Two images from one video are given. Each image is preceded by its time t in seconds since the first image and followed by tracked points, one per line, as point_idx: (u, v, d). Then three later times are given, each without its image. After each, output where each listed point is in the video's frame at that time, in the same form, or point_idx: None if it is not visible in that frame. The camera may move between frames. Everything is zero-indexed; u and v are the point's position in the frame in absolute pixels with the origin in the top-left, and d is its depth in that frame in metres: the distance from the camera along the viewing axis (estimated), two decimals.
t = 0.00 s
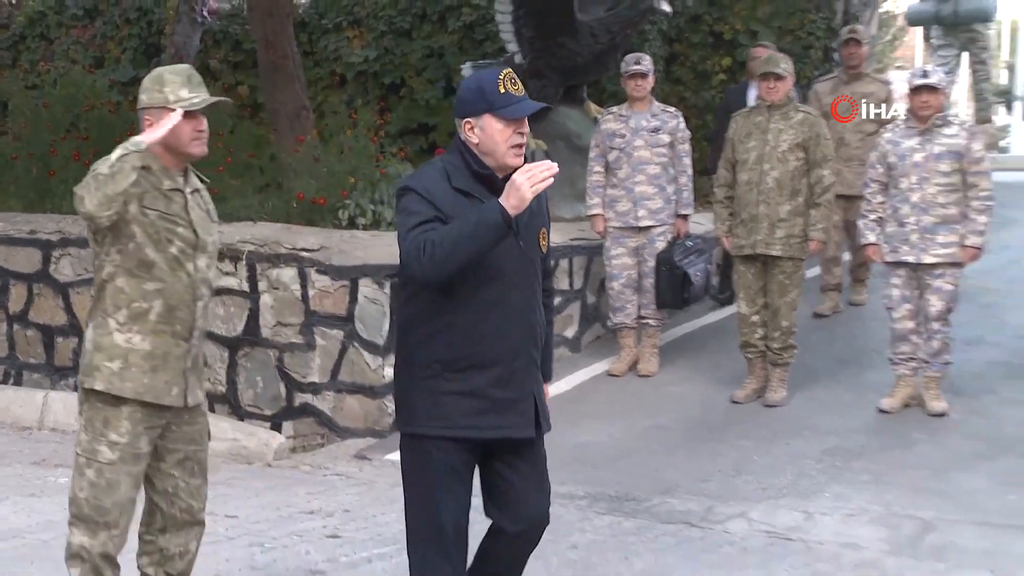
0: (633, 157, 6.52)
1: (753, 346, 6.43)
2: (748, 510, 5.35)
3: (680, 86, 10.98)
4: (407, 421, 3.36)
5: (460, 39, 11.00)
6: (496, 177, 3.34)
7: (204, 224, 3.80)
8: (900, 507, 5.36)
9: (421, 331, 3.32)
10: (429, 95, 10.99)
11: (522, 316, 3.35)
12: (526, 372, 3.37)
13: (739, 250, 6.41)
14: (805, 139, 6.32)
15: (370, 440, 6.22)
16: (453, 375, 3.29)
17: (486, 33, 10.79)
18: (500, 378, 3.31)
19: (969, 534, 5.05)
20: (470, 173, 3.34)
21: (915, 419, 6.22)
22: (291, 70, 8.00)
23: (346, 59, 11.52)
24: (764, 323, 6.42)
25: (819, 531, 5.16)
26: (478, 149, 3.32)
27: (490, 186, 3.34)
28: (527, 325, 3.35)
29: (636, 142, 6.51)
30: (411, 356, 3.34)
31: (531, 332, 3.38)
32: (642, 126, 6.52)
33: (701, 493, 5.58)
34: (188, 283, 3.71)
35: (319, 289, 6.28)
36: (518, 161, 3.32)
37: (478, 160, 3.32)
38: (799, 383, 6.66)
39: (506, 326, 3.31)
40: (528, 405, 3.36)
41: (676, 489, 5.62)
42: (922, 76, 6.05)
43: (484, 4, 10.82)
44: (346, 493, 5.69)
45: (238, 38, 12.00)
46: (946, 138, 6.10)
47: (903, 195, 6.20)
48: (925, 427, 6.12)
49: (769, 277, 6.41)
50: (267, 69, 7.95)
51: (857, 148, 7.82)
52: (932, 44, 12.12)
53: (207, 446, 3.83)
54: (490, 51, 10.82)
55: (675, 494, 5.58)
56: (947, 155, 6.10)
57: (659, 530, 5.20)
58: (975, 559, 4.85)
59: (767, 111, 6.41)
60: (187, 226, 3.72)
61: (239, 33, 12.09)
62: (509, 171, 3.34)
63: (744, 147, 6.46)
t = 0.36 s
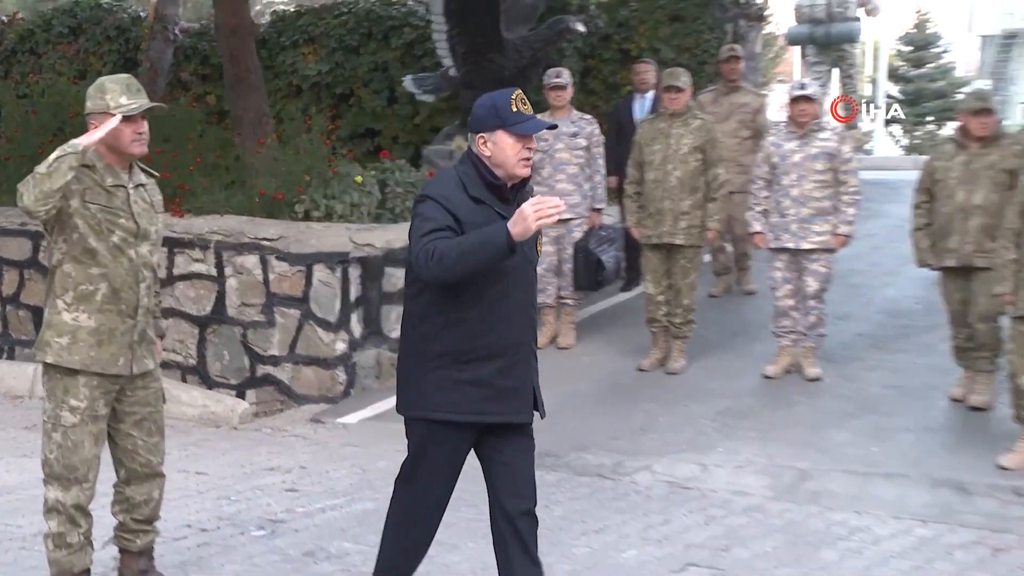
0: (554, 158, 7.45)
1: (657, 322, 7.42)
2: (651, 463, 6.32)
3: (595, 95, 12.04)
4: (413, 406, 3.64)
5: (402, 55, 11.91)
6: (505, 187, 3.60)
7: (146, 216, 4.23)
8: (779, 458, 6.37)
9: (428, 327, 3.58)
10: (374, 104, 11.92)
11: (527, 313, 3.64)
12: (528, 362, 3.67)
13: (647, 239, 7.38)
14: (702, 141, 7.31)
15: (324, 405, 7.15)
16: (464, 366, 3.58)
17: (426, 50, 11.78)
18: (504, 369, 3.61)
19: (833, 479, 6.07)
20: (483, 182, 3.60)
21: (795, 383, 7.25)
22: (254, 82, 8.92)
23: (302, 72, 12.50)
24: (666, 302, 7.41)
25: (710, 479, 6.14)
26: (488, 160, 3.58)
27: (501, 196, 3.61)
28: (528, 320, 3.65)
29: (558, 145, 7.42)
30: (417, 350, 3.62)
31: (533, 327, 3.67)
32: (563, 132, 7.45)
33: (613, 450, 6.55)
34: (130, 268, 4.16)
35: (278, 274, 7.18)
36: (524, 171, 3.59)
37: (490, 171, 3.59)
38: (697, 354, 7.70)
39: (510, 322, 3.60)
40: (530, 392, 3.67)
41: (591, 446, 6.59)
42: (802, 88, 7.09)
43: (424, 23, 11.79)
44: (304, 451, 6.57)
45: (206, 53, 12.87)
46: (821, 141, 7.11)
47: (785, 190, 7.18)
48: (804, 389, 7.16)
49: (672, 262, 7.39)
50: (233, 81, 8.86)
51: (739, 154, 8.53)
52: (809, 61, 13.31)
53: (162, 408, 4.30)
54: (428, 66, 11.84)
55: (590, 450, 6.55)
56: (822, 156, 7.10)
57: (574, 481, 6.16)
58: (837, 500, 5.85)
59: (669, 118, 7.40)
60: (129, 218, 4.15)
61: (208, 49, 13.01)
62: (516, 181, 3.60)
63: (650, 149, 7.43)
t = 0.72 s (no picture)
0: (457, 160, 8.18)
1: (553, 305, 8.23)
2: (547, 433, 7.09)
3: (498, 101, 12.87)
4: (426, 382, 3.86)
5: (320, 65, 12.54)
6: (502, 178, 3.90)
7: (91, 214, 4.63)
8: (662, 426, 7.18)
9: (433, 309, 3.83)
10: (295, 109, 12.59)
11: (522, 296, 3.91)
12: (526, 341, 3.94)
13: (547, 232, 8.12)
14: (594, 142, 8.17)
15: (250, 382, 7.87)
16: (467, 343, 3.83)
17: (342, 60, 12.40)
18: (506, 345, 3.87)
19: (709, 444, 6.89)
20: (483, 173, 3.90)
21: (676, 359, 8.12)
22: (182, 88, 9.56)
23: (229, 79, 13.20)
24: (562, 288, 8.21)
25: (600, 446, 6.93)
26: (489, 153, 3.90)
27: (499, 186, 3.91)
28: (526, 302, 3.92)
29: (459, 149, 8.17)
30: (422, 330, 3.86)
31: (529, 310, 3.95)
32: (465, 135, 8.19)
33: (515, 422, 7.30)
34: (80, 259, 4.55)
35: (207, 263, 7.84)
36: (521, 164, 3.89)
37: (490, 163, 3.89)
38: (589, 336, 8.57)
39: (509, 302, 3.86)
40: (526, 369, 3.93)
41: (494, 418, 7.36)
42: (684, 95, 7.94)
43: (341, 34, 12.44)
44: (232, 426, 7.23)
45: (139, 61, 13.49)
46: (697, 142, 7.98)
47: (667, 186, 8.00)
48: (685, 366, 8.00)
49: (568, 252, 8.19)
50: (164, 87, 9.50)
51: (622, 157, 9.34)
52: (686, 73, 14.96)
53: (106, 388, 4.73)
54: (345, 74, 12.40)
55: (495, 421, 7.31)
56: (698, 156, 7.95)
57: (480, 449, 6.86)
58: (713, 462, 6.63)
59: (563, 123, 8.24)
60: (76, 215, 4.54)
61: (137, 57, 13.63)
62: (515, 173, 3.91)
63: (547, 150, 8.22)
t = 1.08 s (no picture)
0: (316, 159, 8.68)
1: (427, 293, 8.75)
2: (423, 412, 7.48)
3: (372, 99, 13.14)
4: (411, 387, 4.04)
5: (198, 62, 13.04)
6: (482, 190, 4.08)
7: (15, 209, 4.92)
8: (530, 405, 7.69)
9: (417, 320, 4.00)
10: (173, 104, 12.93)
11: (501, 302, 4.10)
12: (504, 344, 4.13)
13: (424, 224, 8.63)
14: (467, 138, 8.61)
15: (132, 369, 8.14)
16: (451, 349, 4.00)
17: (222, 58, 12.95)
18: (486, 349, 4.05)
19: (574, 422, 7.40)
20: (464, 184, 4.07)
21: (542, 343, 8.70)
22: (59, 82, 9.74)
23: (107, 76, 13.17)
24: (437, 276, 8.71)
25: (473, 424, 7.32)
26: (470, 163, 4.07)
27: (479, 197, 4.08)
28: (503, 307, 4.11)
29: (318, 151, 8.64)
30: (407, 341, 4.03)
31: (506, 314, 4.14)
32: (322, 135, 8.67)
33: (393, 402, 7.68)
34: (10, 252, 4.87)
35: (87, 254, 8.08)
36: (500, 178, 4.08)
37: (471, 173, 4.06)
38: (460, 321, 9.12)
39: (487, 308, 4.05)
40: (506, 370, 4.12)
41: (373, 399, 7.73)
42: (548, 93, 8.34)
43: (219, 33, 12.99)
44: (115, 411, 7.47)
45: (14, 56, 13.57)
46: (563, 138, 8.44)
47: (534, 179, 8.47)
48: (552, 349, 8.55)
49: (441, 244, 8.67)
50: (40, 83, 9.69)
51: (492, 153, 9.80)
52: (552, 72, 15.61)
53: (13, 379, 4.95)
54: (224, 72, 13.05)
55: (373, 402, 7.68)
56: (563, 151, 8.45)
57: (360, 428, 7.22)
58: (577, 438, 7.15)
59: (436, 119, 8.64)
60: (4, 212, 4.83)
61: (13, 52, 13.68)
62: (495, 183, 4.09)
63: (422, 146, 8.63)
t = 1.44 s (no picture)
0: (141, 156, 8.68)
1: (283, 285, 8.86)
2: (280, 403, 7.57)
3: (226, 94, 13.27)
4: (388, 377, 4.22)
5: (45, 54, 12.87)
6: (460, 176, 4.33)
7: None
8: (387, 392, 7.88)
9: (410, 306, 4.22)
10: (19, 97, 12.71)
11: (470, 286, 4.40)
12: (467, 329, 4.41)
13: (279, 217, 8.65)
14: (323, 133, 8.75)
15: None
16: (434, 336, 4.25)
17: (70, 50, 12.86)
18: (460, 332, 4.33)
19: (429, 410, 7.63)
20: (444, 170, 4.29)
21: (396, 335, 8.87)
22: None
23: None
24: (292, 268, 8.81)
25: (328, 414, 7.40)
26: (451, 150, 4.30)
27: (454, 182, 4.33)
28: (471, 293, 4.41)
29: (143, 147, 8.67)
30: (397, 326, 4.21)
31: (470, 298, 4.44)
32: (148, 133, 8.68)
33: (250, 394, 7.77)
34: None
35: None
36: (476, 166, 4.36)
37: (451, 160, 4.29)
38: (316, 312, 9.26)
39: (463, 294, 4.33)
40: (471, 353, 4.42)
41: (229, 391, 7.80)
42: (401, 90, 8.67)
43: (65, 25, 12.92)
44: None
45: None
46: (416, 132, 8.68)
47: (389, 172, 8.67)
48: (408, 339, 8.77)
49: (297, 236, 8.78)
50: None
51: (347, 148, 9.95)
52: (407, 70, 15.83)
53: None
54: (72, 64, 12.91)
55: (230, 394, 7.76)
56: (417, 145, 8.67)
57: (216, 420, 7.30)
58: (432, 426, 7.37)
59: (292, 113, 8.75)
60: None
61: None
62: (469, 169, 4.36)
63: (278, 140, 8.72)
